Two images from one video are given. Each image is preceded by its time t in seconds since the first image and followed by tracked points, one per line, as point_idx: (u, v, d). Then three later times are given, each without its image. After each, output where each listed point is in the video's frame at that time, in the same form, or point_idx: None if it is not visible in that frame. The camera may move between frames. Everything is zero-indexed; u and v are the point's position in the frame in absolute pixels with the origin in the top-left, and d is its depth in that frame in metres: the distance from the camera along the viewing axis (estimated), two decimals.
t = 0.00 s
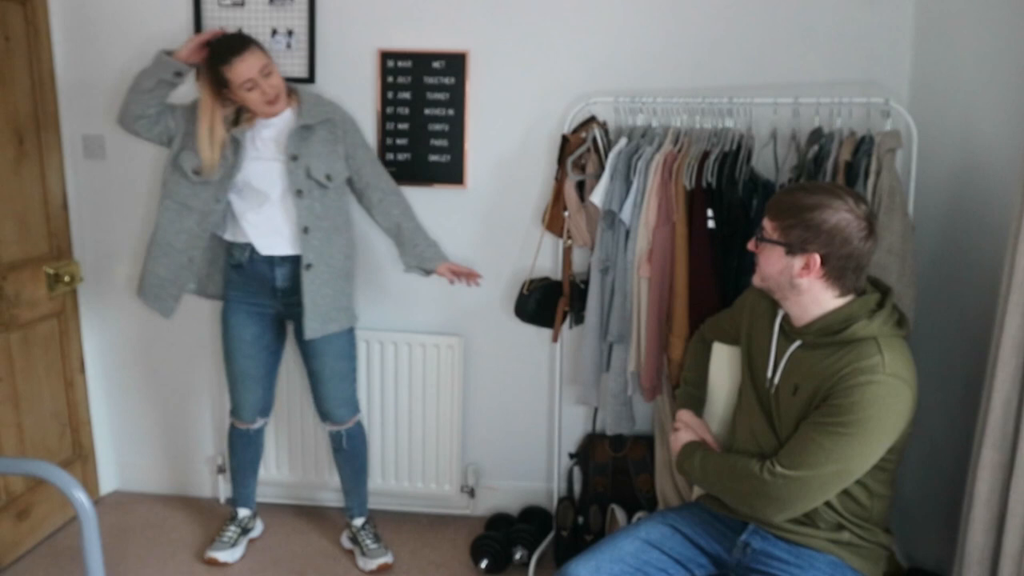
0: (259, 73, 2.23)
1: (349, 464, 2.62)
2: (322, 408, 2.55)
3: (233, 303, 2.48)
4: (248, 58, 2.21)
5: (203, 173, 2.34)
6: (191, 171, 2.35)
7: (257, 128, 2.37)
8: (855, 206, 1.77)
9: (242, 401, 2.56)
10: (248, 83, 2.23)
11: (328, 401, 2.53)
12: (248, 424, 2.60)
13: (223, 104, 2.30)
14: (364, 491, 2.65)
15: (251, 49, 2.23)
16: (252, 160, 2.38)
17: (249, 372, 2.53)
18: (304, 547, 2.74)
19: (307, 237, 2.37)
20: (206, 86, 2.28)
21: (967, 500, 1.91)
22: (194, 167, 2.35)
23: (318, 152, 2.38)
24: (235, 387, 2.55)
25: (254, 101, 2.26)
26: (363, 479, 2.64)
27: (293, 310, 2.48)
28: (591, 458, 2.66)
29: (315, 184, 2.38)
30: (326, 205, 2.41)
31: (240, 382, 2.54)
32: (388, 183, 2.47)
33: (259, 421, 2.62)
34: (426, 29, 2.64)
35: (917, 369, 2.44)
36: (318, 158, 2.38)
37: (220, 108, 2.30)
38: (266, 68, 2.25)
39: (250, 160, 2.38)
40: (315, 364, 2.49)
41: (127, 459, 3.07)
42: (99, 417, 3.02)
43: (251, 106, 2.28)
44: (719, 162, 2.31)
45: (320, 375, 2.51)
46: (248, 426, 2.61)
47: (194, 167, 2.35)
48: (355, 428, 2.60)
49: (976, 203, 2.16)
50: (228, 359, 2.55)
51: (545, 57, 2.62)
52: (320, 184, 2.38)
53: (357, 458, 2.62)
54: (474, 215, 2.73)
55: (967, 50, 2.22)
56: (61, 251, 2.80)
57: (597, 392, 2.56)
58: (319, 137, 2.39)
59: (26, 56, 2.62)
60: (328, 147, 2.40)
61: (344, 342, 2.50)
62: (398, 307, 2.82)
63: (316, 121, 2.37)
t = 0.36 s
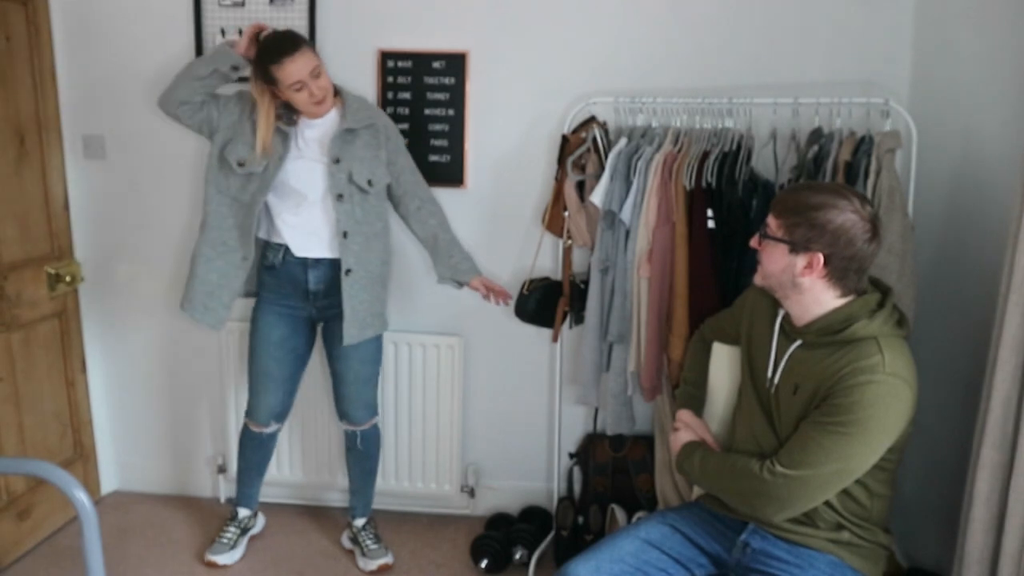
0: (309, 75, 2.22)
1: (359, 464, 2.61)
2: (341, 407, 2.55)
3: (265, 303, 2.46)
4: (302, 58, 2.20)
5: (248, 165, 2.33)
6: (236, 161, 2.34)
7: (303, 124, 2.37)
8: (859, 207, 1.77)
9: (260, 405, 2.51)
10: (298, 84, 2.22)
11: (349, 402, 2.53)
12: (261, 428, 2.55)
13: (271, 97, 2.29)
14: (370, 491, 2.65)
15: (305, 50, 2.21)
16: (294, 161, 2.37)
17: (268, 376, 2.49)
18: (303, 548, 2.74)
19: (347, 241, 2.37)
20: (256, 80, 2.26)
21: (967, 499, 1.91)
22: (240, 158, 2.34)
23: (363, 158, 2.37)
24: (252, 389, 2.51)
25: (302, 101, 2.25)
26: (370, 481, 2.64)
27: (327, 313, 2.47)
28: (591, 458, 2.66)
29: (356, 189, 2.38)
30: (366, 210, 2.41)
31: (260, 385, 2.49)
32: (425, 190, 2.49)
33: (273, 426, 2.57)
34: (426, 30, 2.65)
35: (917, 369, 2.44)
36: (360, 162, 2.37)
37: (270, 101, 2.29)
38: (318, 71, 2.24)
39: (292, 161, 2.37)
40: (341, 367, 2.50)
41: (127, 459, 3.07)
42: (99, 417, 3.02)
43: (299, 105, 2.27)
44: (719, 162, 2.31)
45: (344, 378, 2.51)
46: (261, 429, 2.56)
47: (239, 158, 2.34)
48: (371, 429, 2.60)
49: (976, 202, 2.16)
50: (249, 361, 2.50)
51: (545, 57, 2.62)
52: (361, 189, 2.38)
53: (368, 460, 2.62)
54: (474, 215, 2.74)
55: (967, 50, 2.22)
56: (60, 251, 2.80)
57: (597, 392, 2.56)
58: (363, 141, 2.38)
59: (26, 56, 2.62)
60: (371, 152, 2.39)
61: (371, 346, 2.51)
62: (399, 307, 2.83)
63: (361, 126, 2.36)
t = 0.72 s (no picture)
0: (337, 59, 2.25)
1: (361, 464, 2.62)
2: (345, 408, 2.55)
3: (270, 304, 2.45)
4: (338, 43, 2.25)
5: (260, 162, 2.35)
6: (248, 158, 2.36)
7: (319, 119, 2.38)
8: (858, 205, 1.78)
9: (263, 408, 2.50)
10: (324, 63, 2.25)
11: (352, 403, 2.53)
12: (264, 431, 2.54)
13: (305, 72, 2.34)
14: (371, 491, 2.65)
15: (345, 39, 2.27)
16: (311, 156, 2.37)
17: (270, 379, 2.47)
18: (304, 548, 2.74)
19: (359, 240, 2.38)
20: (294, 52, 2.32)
21: (967, 499, 1.91)
22: (252, 154, 2.36)
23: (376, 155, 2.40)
24: (256, 392, 2.49)
25: (319, 82, 2.27)
26: (372, 482, 2.64)
27: (336, 317, 2.46)
28: (591, 458, 2.67)
29: (370, 187, 2.40)
30: (379, 209, 2.43)
31: (265, 388, 2.47)
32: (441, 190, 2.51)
33: (276, 430, 2.56)
34: (426, 30, 2.65)
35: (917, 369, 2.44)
36: (372, 161, 2.39)
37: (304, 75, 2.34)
38: (347, 63, 2.28)
39: (307, 157, 2.37)
40: (347, 369, 2.50)
41: (127, 459, 3.07)
42: (99, 416, 3.03)
43: (318, 87, 2.28)
44: (719, 162, 2.31)
45: (349, 380, 2.51)
46: (264, 432, 2.54)
47: (251, 154, 2.36)
48: (374, 430, 2.60)
49: (976, 202, 2.16)
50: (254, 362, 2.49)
51: (545, 57, 2.63)
52: (375, 187, 2.40)
53: (369, 460, 2.62)
54: (475, 215, 2.74)
55: (966, 50, 2.22)
56: (60, 251, 2.81)
57: (597, 392, 2.56)
58: (377, 140, 2.41)
59: (28, 56, 2.62)
60: (384, 152, 2.42)
61: (378, 350, 2.51)
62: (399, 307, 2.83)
63: (374, 125, 2.39)
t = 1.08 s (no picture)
0: (342, 62, 2.25)
1: (361, 464, 2.62)
2: (345, 408, 2.55)
3: (270, 306, 2.44)
4: (345, 46, 2.25)
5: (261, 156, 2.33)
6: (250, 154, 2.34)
7: (318, 118, 2.37)
8: (858, 206, 1.78)
9: (262, 411, 2.49)
10: (328, 65, 2.25)
11: (354, 404, 2.53)
12: (262, 433, 2.53)
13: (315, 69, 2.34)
14: (371, 492, 2.65)
15: (353, 44, 2.27)
16: (311, 153, 2.35)
17: (269, 380, 2.46)
18: (304, 547, 2.75)
19: (375, 226, 2.39)
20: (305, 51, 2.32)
21: (966, 499, 1.91)
22: (253, 149, 2.34)
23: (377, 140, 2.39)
24: (255, 395, 2.48)
25: (320, 81, 2.26)
26: (373, 482, 2.64)
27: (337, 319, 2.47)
28: (591, 458, 2.67)
29: (373, 173, 2.39)
30: (387, 194, 2.42)
31: (265, 390, 2.47)
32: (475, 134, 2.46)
33: (273, 432, 2.55)
34: (426, 30, 2.65)
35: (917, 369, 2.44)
36: (371, 147, 2.38)
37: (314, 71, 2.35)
38: (350, 68, 2.28)
39: (305, 156, 2.35)
40: (349, 369, 2.51)
41: (127, 459, 3.07)
42: (100, 416, 3.03)
43: (318, 85, 2.28)
44: (719, 162, 2.31)
45: (350, 380, 2.52)
46: (261, 434, 2.54)
47: (252, 150, 2.34)
48: (375, 431, 2.60)
49: (976, 202, 2.16)
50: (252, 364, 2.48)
51: (545, 57, 2.63)
52: (378, 172, 2.39)
53: (370, 460, 2.62)
54: (475, 214, 2.74)
55: (966, 50, 2.22)
56: (60, 251, 2.81)
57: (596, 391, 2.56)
58: (373, 129, 2.40)
59: (28, 56, 2.62)
60: (382, 137, 2.41)
61: (378, 349, 2.52)
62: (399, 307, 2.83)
63: (370, 116, 2.38)
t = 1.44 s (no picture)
0: (334, 72, 2.25)
1: (361, 464, 2.62)
2: (345, 408, 2.55)
3: (269, 307, 2.44)
4: (338, 57, 2.24)
5: (263, 159, 2.34)
6: (251, 159, 2.34)
7: (313, 118, 2.37)
8: (861, 205, 1.78)
9: (262, 412, 2.49)
10: (320, 73, 2.25)
11: (354, 403, 2.53)
12: (261, 433, 2.53)
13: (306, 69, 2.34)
14: (371, 491, 2.65)
15: (347, 54, 2.26)
16: (311, 155, 2.37)
17: (269, 382, 2.46)
18: (304, 547, 2.75)
19: (386, 216, 2.41)
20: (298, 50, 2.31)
21: (966, 499, 1.91)
22: (254, 154, 2.34)
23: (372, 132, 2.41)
24: (255, 396, 2.48)
25: (310, 87, 2.27)
26: (373, 482, 2.65)
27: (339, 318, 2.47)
28: (591, 458, 2.67)
29: (373, 163, 2.41)
30: (391, 181, 2.44)
31: (266, 391, 2.47)
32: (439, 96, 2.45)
33: (273, 432, 2.55)
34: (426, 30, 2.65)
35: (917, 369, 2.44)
36: (369, 139, 2.40)
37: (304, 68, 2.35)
38: (342, 76, 2.28)
39: (306, 158, 2.36)
40: (349, 369, 2.50)
41: (127, 459, 3.07)
42: (99, 416, 3.03)
43: (307, 90, 2.29)
44: (719, 162, 2.31)
45: (350, 380, 2.51)
46: (260, 435, 2.54)
47: (253, 155, 2.34)
48: (374, 431, 2.60)
49: (976, 203, 2.16)
50: (251, 364, 2.48)
51: (545, 56, 2.63)
52: (379, 163, 2.41)
53: (371, 460, 2.62)
54: (475, 214, 2.74)
55: (966, 51, 2.22)
56: (61, 251, 2.81)
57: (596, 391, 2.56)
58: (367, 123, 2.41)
59: (28, 56, 2.63)
60: (375, 128, 2.42)
61: (379, 349, 2.52)
62: (400, 308, 2.84)
63: (359, 113, 2.40)
